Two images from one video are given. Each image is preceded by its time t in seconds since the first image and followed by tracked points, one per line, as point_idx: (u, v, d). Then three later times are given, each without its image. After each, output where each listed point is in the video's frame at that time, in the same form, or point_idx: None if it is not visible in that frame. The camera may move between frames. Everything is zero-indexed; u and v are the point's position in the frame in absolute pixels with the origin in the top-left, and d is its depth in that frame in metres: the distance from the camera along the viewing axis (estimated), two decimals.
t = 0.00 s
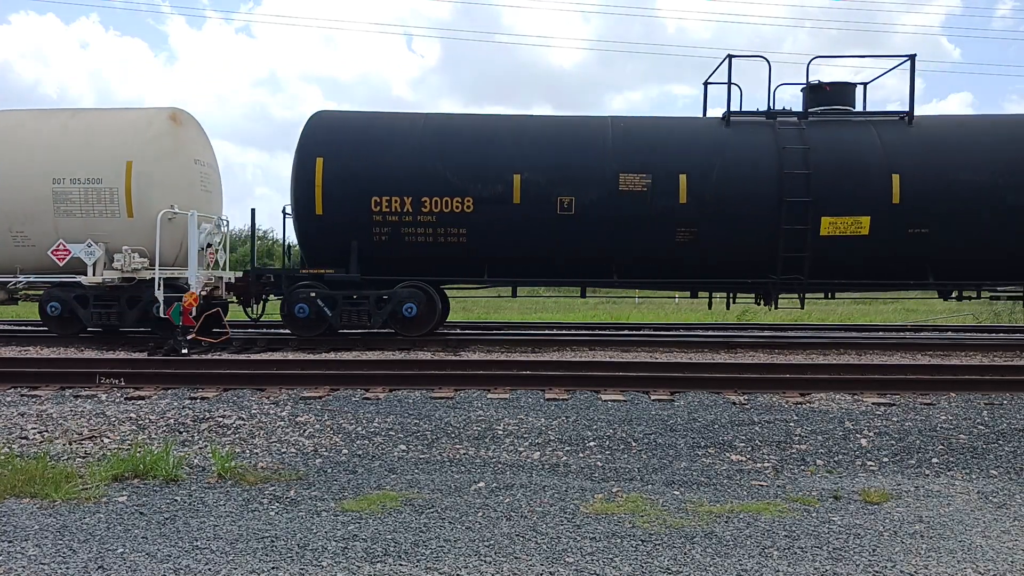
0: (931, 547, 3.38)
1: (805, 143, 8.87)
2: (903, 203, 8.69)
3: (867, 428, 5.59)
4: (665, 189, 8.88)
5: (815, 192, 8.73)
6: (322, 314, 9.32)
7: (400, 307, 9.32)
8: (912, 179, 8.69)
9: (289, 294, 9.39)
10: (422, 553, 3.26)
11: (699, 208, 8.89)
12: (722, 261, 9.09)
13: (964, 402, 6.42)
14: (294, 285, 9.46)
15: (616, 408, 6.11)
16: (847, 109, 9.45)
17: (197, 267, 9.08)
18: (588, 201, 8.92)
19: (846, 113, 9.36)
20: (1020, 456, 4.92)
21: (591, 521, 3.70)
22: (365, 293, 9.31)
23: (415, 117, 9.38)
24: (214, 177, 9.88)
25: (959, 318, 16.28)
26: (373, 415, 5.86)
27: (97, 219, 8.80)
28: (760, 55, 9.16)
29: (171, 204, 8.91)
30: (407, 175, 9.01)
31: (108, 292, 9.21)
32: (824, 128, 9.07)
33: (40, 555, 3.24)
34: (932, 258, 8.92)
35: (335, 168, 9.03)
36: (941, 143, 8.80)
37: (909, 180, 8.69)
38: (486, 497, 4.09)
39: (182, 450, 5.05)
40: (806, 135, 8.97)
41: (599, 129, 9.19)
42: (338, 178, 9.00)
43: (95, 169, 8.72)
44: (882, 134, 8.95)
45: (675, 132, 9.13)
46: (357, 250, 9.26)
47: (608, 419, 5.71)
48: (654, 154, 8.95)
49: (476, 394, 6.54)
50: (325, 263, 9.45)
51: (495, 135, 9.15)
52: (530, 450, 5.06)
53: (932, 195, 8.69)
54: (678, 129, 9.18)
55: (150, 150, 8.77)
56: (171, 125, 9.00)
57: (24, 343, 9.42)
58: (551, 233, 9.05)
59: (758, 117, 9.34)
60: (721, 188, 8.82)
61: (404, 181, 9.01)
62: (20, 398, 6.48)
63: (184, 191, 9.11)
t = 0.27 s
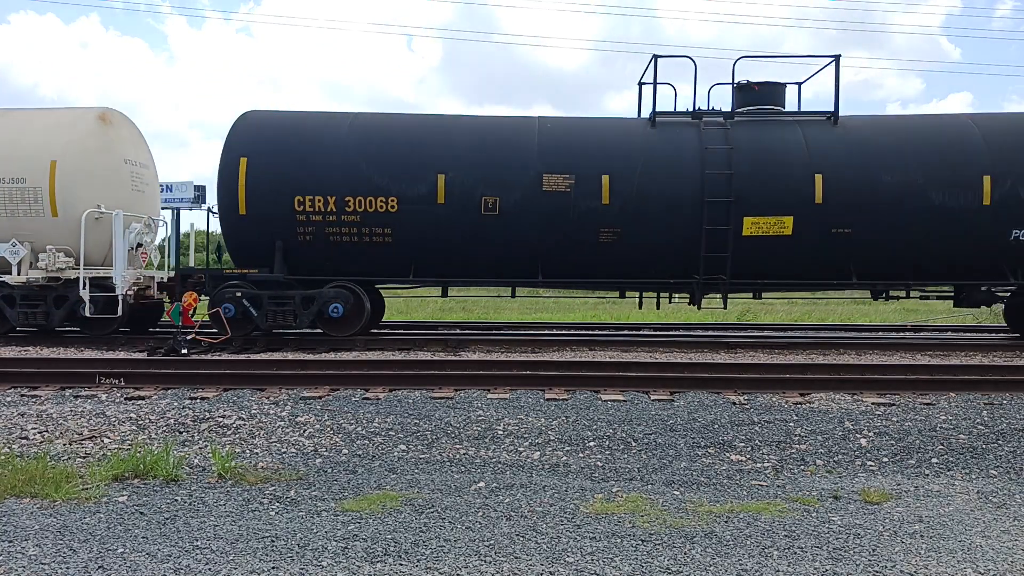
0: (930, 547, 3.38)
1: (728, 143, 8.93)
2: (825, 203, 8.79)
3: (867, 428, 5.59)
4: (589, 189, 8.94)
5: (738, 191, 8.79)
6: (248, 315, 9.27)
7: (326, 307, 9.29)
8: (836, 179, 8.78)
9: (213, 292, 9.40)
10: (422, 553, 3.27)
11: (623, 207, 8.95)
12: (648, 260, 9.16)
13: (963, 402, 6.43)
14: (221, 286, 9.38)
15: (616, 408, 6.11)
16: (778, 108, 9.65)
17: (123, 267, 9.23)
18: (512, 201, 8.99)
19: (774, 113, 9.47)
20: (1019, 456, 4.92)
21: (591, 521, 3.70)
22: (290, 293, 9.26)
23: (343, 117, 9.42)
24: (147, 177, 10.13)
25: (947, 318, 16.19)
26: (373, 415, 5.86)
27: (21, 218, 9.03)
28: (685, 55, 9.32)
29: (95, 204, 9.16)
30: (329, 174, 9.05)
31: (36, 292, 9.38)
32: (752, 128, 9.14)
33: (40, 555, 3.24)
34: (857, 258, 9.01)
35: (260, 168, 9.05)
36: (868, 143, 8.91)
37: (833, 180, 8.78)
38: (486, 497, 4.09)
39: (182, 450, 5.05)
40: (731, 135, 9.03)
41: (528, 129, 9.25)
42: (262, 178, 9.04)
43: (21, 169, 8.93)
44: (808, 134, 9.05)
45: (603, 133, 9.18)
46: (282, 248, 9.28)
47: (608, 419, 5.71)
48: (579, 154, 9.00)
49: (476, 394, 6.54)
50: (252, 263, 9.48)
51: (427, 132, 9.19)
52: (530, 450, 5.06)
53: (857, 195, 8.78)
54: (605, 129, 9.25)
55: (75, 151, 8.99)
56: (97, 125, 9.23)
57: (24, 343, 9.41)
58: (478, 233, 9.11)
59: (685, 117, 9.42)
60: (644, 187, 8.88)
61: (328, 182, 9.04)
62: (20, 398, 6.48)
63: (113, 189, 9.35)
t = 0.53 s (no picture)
0: (930, 547, 3.38)
1: (651, 144, 9.07)
2: (747, 203, 8.97)
3: (867, 428, 5.59)
4: (513, 189, 9.07)
5: (659, 192, 8.96)
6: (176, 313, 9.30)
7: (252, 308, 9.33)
8: (758, 179, 8.94)
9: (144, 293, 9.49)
10: (422, 553, 3.27)
11: (546, 208, 9.09)
12: (574, 260, 9.31)
13: (963, 402, 6.43)
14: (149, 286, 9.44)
15: (616, 408, 6.11)
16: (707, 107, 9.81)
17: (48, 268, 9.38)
18: (434, 201, 9.10)
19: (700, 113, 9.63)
20: (1019, 456, 4.92)
21: (591, 521, 3.70)
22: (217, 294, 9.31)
23: (270, 117, 9.53)
24: (82, 178, 10.41)
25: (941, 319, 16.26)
26: (373, 415, 5.87)
27: None
28: (612, 56, 9.43)
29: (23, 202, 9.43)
30: (256, 175, 9.14)
31: None
32: (675, 128, 9.27)
33: (40, 555, 3.24)
34: (779, 257, 9.19)
35: (183, 167, 9.16)
36: (791, 144, 9.07)
37: (754, 181, 8.94)
38: (486, 497, 4.09)
39: (182, 450, 5.05)
40: (654, 136, 9.16)
41: (453, 129, 9.37)
42: (185, 177, 9.14)
43: None
44: (732, 134, 9.20)
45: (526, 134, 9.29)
46: (207, 248, 9.38)
47: (608, 419, 5.72)
48: (502, 155, 9.13)
49: (476, 394, 6.55)
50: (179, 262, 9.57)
51: (352, 132, 9.29)
52: (530, 450, 5.06)
53: (778, 196, 8.95)
54: (531, 129, 9.37)
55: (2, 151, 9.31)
56: (25, 126, 9.55)
57: (24, 343, 9.42)
58: (402, 232, 9.20)
59: (611, 118, 9.54)
60: (567, 188, 9.02)
61: (251, 181, 9.14)
62: (20, 398, 6.48)
63: (41, 188, 9.63)
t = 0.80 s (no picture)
0: (930, 547, 3.38)
1: (575, 144, 9.23)
2: (670, 203, 9.13)
3: (867, 428, 5.59)
4: (436, 188, 9.23)
5: (582, 191, 9.13)
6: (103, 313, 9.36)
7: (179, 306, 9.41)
8: (680, 179, 9.10)
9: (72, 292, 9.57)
10: (422, 553, 3.26)
11: (468, 207, 9.25)
12: (500, 258, 9.48)
13: (963, 402, 6.43)
14: (77, 285, 9.52)
15: (616, 408, 6.11)
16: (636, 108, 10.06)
17: None
18: (358, 200, 9.27)
19: (626, 113, 9.81)
20: (1019, 456, 4.92)
21: (591, 521, 3.70)
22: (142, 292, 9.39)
23: (199, 116, 9.69)
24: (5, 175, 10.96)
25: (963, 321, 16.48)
26: (373, 415, 5.86)
27: None
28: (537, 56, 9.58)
29: None
30: (181, 175, 9.31)
31: None
32: (600, 128, 9.44)
33: (40, 555, 3.24)
34: (701, 256, 9.37)
35: (108, 168, 9.31)
36: (713, 144, 9.23)
37: (676, 181, 9.10)
38: (486, 497, 4.09)
39: (182, 450, 5.05)
40: (578, 136, 9.33)
41: (380, 129, 9.52)
42: (110, 177, 9.30)
43: None
44: (656, 134, 9.37)
45: (451, 134, 9.45)
46: (135, 247, 9.53)
47: (608, 419, 5.71)
48: (427, 155, 9.29)
49: (476, 394, 6.54)
50: (109, 262, 9.72)
51: (277, 132, 9.46)
52: (530, 450, 5.06)
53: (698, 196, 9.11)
54: (459, 129, 9.52)
55: None
56: None
57: (24, 343, 9.42)
58: (327, 231, 9.37)
59: (539, 117, 9.70)
60: (489, 188, 9.18)
61: (176, 181, 9.30)
62: (20, 398, 6.47)
63: None
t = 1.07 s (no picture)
0: (930, 547, 3.38)
1: (500, 145, 9.42)
2: (592, 203, 9.31)
3: (867, 428, 5.59)
4: (362, 188, 9.40)
5: (506, 192, 9.31)
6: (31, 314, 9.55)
7: (107, 306, 9.60)
8: (600, 179, 9.29)
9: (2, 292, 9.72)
10: (422, 553, 3.26)
11: (395, 207, 9.43)
12: (428, 258, 9.63)
13: (963, 402, 6.43)
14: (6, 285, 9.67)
15: (616, 408, 6.11)
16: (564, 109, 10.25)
17: None
18: (286, 199, 9.43)
19: (553, 113, 10.02)
20: (1019, 456, 4.92)
21: (591, 521, 3.71)
22: (70, 293, 9.57)
23: (128, 115, 9.84)
24: None
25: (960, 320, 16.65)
26: (373, 415, 5.86)
27: None
28: (465, 59, 9.83)
29: None
30: (107, 175, 9.45)
31: None
32: (525, 130, 9.65)
33: (40, 555, 3.24)
34: (625, 256, 9.55)
35: (33, 167, 9.44)
36: (635, 145, 9.45)
37: (598, 182, 9.29)
38: (486, 497, 4.09)
39: (182, 450, 5.05)
40: (503, 137, 9.52)
41: (306, 129, 9.69)
42: (36, 175, 9.43)
43: None
44: (581, 135, 9.58)
45: (377, 134, 9.63)
46: (61, 246, 9.66)
47: (608, 419, 5.72)
48: (353, 156, 9.46)
49: (476, 394, 6.54)
50: (36, 260, 9.82)
51: (205, 132, 9.63)
52: (530, 450, 5.06)
53: (621, 196, 9.30)
54: (387, 130, 9.70)
55: None
56: None
57: (24, 343, 9.42)
58: (253, 231, 9.53)
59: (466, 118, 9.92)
60: (414, 188, 9.35)
61: (101, 180, 9.44)
62: (20, 398, 6.48)
63: None
